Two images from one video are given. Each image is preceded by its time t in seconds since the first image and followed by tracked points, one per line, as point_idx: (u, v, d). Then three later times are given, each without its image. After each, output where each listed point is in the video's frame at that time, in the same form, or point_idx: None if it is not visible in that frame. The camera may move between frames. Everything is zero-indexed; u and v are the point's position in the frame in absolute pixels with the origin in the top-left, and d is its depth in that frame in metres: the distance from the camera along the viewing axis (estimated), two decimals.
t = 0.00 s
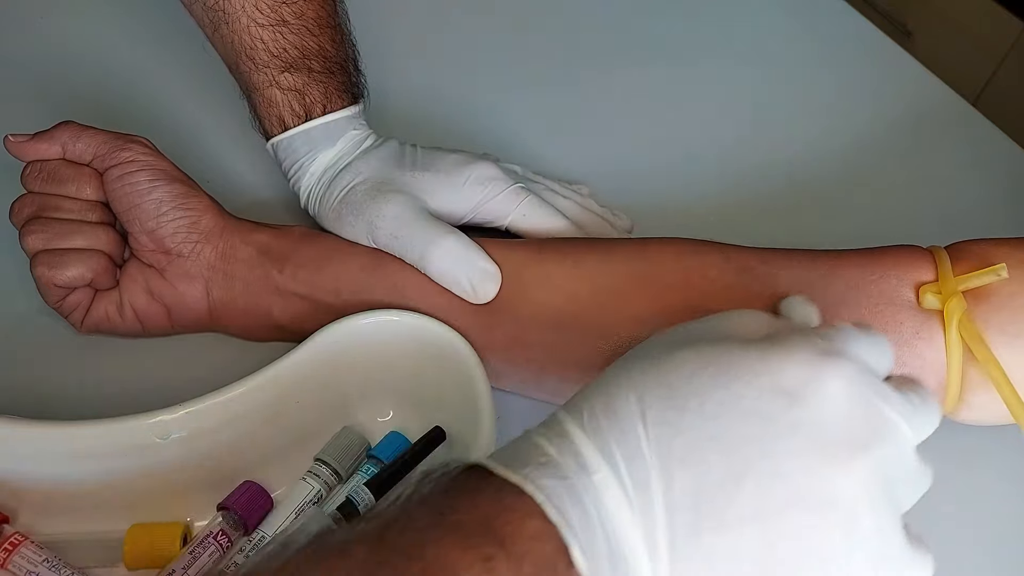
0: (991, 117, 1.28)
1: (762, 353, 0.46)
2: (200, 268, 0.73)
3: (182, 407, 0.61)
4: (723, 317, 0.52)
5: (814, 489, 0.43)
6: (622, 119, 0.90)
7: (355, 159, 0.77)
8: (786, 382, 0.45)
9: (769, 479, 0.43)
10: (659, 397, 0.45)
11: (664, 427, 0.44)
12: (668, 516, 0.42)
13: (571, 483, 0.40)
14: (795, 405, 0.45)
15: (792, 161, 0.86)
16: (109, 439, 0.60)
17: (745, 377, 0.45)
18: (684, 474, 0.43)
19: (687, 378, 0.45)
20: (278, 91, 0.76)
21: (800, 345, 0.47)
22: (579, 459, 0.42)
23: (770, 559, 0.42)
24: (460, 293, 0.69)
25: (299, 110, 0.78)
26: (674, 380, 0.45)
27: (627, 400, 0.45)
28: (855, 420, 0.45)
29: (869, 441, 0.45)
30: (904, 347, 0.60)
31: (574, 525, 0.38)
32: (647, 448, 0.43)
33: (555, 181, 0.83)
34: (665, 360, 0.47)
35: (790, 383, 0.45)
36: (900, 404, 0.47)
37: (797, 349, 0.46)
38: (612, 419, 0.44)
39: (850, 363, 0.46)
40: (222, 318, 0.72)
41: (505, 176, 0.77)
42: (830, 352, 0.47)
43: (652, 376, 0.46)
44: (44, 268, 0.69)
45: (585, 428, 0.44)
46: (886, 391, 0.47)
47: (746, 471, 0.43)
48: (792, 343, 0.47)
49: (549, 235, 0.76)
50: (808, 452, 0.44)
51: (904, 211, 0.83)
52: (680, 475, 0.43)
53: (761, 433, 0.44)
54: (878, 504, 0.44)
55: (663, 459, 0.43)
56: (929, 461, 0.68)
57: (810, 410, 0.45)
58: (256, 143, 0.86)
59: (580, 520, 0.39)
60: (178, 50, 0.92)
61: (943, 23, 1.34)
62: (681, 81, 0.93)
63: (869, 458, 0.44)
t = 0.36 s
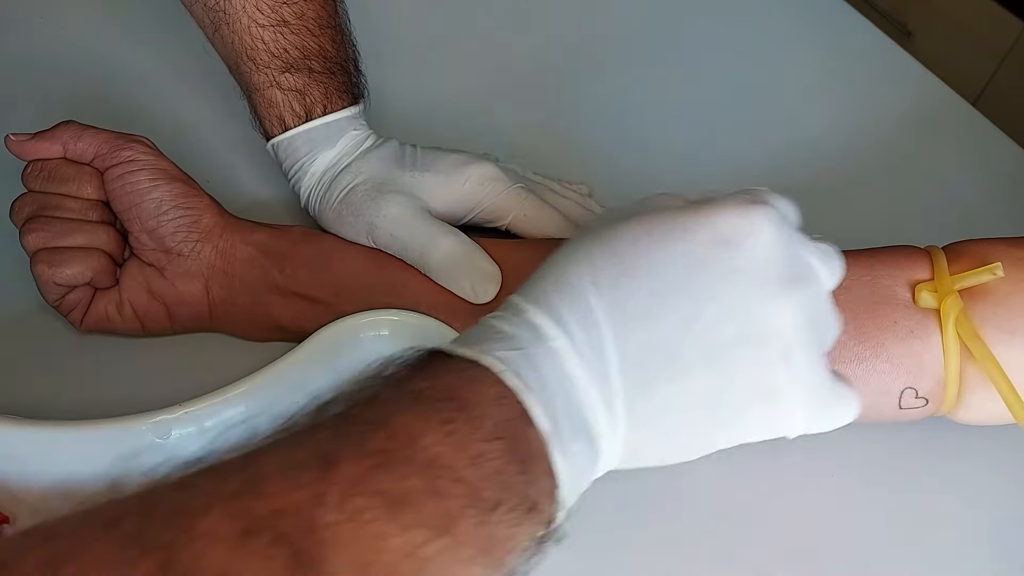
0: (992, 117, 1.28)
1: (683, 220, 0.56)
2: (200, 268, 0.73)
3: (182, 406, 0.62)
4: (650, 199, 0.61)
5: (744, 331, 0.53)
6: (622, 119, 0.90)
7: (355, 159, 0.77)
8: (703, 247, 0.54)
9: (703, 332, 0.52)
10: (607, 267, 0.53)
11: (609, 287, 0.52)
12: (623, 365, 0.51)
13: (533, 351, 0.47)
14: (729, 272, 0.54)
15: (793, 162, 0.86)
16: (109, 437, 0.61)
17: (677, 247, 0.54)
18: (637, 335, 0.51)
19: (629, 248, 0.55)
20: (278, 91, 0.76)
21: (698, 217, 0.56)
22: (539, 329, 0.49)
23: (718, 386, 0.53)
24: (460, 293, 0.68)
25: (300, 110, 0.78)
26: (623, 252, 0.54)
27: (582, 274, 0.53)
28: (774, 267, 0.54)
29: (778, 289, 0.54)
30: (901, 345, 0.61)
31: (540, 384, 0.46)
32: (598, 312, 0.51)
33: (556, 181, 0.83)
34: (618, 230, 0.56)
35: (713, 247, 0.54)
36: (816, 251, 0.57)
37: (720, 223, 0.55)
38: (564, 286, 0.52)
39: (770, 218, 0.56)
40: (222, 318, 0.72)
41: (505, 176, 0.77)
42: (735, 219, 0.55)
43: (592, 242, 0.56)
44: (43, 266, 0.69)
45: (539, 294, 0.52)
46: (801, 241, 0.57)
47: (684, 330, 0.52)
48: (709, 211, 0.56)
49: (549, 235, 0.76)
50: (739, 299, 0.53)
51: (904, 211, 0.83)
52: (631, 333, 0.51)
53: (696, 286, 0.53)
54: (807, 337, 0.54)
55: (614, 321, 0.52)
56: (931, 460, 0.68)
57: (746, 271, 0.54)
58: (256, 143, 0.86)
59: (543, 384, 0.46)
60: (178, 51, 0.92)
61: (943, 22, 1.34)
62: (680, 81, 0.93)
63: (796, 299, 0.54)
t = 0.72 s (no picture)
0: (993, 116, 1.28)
1: (711, 363, 0.47)
2: (200, 268, 0.73)
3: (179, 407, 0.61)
4: (674, 315, 0.54)
5: (764, 498, 0.44)
6: (623, 119, 0.90)
7: (355, 159, 0.77)
8: (728, 398, 0.46)
9: (715, 491, 0.44)
10: (616, 407, 0.46)
11: (615, 433, 0.45)
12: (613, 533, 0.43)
13: (522, 510, 0.41)
14: (745, 428, 0.45)
15: (793, 162, 0.86)
16: (108, 439, 0.60)
17: (690, 391, 0.46)
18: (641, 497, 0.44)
19: (640, 387, 0.47)
20: (278, 91, 0.76)
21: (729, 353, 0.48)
22: (540, 472, 0.44)
23: (722, 563, 0.44)
24: (460, 293, 0.69)
25: (299, 110, 0.78)
26: (635, 388, 0.47)
27: (594, 423, 0.46)
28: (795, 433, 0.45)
29: (803, 453, 0.45)
30: (903, 349, 0.60)
31: (527, 551, 0.40)
32: (603, 461, 0.45)
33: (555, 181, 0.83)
34: (632, 361, 0.49)
35: (735, 401, 0.46)
36: (849, 407, 0.47)
37: (745, 370, 0.46)
38: (571, 427, 0.46)
39: (802, 371, 0.47)
40: (222, 318, 0.72)
41: (505, 177, 0.77)
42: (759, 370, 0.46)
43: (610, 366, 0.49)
44: (43, 267, 0.69)
45: (540, 432, 0.46)
46: (840, 397, 0.47)
47: (692, 491, 0.44)
48: (739, 354, 0.47)
49: (549, 235, 0.76)
50: (762, 461, 0.45)
51: (904, 211, 0.83)
52: (635, 488, 0.44)
53: (711, 442, 0.45)
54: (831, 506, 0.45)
55: (621, 476, 0.44)
56: (932, 461, 0.68)
57: (771, 422, 0.45)
58: (256, 143, 0.86)
59: (531, 540, 0.40)
60: (178, 50, 0.92)
61: (945, 22, 1.34)
62: (681, 81, 0.93)
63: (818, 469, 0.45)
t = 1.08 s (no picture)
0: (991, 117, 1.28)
1: (778, 237, 0.53)
2: (201, 268, 0.73)
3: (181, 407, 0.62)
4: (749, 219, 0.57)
5: (835, 354, 0.50)
6: (623, 119, 0.90)
7: (355, 159, 0.77)
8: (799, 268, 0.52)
9: (793, 351, 0.50)
10: (694, 278, 0.52)
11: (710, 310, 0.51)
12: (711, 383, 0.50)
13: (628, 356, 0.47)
14: (817, 293, 0.51)
15: (794, 162, 0.86)
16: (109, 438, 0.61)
17: (769, 269, 0.52)
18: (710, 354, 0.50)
19: (719, 259, 0.53)
20: (277, 91, 0.76)
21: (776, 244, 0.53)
22: (625, 336, 0.48)
23: (809, 405, 0.50)
24: (460, 293, 0.69)
25: (298, 109, 0.78)
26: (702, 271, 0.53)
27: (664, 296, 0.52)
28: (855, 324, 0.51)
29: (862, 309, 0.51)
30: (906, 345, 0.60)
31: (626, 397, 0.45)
32: (688, 326, 0.50)
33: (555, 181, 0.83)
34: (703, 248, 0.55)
35: (811, 260, 0.52)
36: (909, 256, 0.54)
37: (804, 249, 0.53)
38: (651, 301, 0.51)
39: (867, 231, 0.54)
40: (222, 318, 0.72)
41: (505, 177, 0.77)
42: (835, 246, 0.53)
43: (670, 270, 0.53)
44: (44, 267, 0.69)
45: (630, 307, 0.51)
46: (895, 250, 0.54)
47: (775, 347, 0.50)
48: (789, 240, 0.53)
49: (549, 235, 0.76)
50: (824, 312, 0.51)
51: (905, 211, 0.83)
52: (723, 348, 0.50)
53: (785, 302, 0.51)
54: (903, 358, 0.51)
55: (709, 333, 0.50)
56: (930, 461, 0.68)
57: (823, 298, 0.51)
58: (256, 143, 0.86)
59: (631, 393, 0.45)
60: (178, 51, 0.92)
61: (944, 22, 1.34)
62: (680, 81, 0.93)
63: (896, 315, 0.51)
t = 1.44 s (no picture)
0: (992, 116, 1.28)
1: (625, 338, 0.49)
2: (201, 268, 0.73)
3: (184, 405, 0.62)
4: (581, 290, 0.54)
5: (684, 469, 0.47)
6: (623, 120, 0.90)
7: (355, 159, 0.77)
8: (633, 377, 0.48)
9: (613, 460, 0.47)
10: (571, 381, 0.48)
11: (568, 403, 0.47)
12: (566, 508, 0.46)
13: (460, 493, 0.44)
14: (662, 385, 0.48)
15: (793, 163, 0.86)
16: (107, 440, 0.60)
17: (618, 363, 0.48)
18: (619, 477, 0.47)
19: (564, 370, 0.48)
20: (276, 91, 0.76)
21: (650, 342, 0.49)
22: (464, 471, 0.46)
23: (655, 535, 0.47)
24: (460, 293, 0.69)
25: (297, 109, 0.77)
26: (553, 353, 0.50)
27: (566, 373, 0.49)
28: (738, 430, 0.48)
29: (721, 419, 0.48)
30: (903, 348, 0.60)
31: (457, 524, 0.43)
32: (525, 435, 0.47)
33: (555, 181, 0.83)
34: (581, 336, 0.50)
35: (644, 367, 0.48)
36: (754, 359, 0.50)
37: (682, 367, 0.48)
38: (493, 414, 0.48)
39: (715, 331, 0.49)
40: (222, 318, 0.72)
41: (505, 177, 0.77)
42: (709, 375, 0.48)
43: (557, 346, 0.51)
44: (43, 267, 0.69)
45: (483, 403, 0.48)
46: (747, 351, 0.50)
47: (622, 466, 0.47)
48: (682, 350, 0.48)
49: (549, 235, 0.76)
50: (682, 426, 0.47)
51: (904, 212, 0.83)
52: (552, 468, 0.47)
53: (635, 408, 0.47)
54: (754, 468, 0.48)
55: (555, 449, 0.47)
56: (930, 463, 0.68)
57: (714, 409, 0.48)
58: (256, 142, 0.86)
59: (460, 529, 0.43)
60: (179, 50, 0.92)
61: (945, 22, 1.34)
62: (680, 80, 0.93)
63: (737, 432, 0.48)
